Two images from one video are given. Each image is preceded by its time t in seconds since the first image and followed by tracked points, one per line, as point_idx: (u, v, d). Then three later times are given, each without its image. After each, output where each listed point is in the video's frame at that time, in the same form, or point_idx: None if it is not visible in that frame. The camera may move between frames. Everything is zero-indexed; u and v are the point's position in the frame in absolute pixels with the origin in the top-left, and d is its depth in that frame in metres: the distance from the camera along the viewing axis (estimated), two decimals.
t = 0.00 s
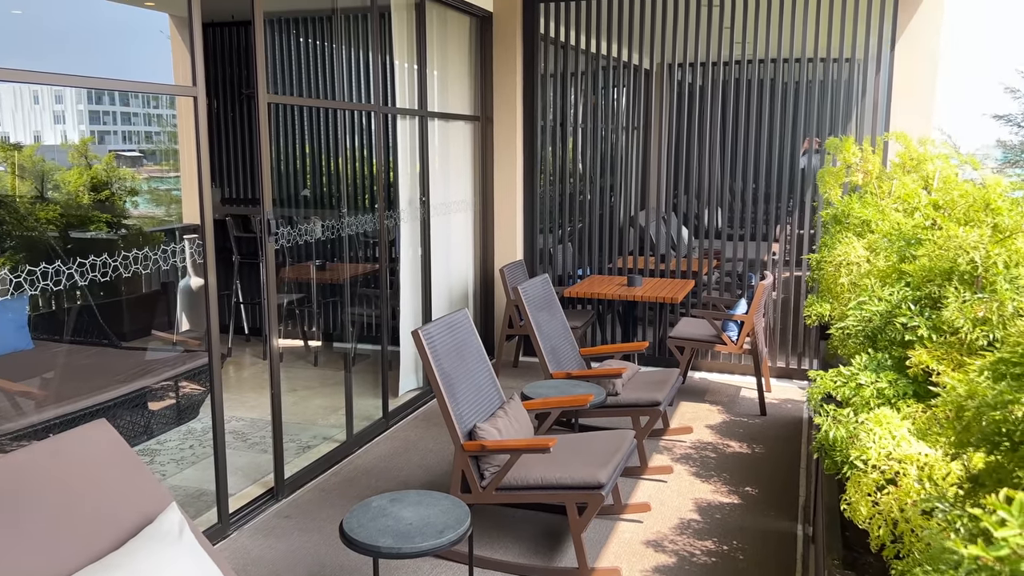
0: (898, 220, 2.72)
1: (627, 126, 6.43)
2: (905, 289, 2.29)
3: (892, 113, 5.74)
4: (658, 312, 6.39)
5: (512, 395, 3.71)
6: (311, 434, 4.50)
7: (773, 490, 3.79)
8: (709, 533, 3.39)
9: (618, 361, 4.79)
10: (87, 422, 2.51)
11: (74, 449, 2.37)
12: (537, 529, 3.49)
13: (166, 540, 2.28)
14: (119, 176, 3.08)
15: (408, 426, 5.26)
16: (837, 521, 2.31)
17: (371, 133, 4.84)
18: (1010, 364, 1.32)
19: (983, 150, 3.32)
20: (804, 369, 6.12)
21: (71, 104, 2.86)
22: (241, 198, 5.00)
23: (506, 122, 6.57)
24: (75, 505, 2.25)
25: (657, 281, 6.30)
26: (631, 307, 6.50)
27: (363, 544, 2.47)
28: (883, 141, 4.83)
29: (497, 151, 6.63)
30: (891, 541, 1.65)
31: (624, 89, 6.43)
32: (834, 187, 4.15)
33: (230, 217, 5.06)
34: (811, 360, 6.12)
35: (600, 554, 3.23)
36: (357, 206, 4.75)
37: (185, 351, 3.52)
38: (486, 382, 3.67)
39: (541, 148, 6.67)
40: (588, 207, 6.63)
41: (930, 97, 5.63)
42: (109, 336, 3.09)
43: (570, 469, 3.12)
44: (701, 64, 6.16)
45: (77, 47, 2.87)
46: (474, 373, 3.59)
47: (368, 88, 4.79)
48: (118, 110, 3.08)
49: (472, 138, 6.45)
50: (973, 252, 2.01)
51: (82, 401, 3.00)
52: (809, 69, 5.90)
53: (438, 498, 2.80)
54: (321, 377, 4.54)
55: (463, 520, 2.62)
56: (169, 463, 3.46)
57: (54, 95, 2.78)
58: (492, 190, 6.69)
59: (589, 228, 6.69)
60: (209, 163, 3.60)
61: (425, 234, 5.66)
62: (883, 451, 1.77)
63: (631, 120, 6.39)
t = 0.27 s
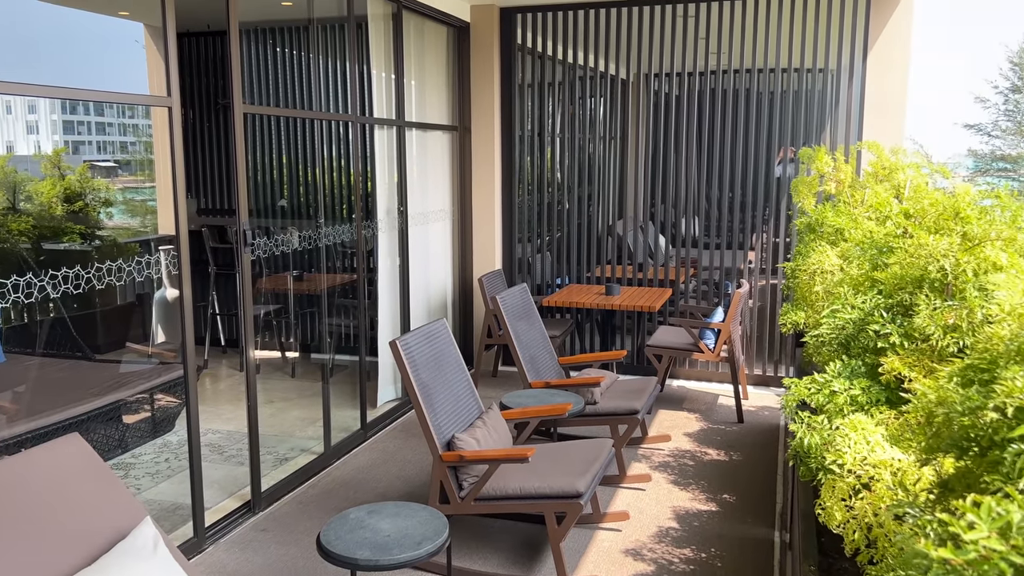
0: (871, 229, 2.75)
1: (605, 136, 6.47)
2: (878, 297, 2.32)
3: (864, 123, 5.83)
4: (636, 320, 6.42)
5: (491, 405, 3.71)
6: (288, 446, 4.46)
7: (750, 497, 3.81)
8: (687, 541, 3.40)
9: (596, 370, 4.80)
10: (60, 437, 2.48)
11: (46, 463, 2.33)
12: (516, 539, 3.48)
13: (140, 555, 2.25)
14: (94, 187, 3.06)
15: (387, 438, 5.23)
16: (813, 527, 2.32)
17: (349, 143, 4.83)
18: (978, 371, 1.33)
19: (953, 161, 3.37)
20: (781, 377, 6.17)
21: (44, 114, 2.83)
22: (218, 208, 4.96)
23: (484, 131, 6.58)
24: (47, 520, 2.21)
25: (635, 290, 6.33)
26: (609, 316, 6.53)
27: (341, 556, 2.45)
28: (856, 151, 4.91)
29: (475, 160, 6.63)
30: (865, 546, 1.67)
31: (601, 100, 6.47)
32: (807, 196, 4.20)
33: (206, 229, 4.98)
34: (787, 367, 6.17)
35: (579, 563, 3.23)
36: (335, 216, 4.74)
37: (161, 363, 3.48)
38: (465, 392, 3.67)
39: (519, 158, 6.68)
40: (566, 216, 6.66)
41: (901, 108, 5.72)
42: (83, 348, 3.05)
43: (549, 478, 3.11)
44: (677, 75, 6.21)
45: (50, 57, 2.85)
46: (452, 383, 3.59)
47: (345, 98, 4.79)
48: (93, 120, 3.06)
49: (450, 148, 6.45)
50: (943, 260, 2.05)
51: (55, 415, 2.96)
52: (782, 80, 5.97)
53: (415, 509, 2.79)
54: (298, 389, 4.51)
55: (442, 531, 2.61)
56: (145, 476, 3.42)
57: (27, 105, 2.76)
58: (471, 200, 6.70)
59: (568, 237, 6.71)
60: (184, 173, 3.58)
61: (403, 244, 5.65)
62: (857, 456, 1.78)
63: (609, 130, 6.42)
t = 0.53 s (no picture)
0: (842, 235, 2.78)
1: (582, 144, 6.50)
2: (849, 303, 2.34)
3: (837, 130, 5.91)
4: (613, 327, 6.44)
5: (469, 413, 3.70)
6: (265, 456, 4.42)
7: (727, 503, 3.83)
8: (664, 547, 3.41)
9: (574, 377, 4.80)
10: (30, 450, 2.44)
11: (15, 476, 2.30)
12: (494, 547, 3.47)
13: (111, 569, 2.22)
14: (66, 196, 3.02)
15: (364, 447, 5.20)
16: (790, 532, 2.34)
17: (324, 152, 4.81)
18: (946, 375, 1.35)
19: (922, 168, 3.42)
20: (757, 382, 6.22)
21: (16, 123, 2.80)
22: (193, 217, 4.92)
23: (460, 139, 6.58)
24: (18, 534, 2.18)
25: (612, 297, 6.35)
26: (586, 323, 6.55)
27: (316, 567, 2.43)
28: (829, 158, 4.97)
29: (452, 168, 6.64)
30: (839, 550, 1.68)
31: (576, 108, 6.49)
32: (780, 204, 4.24)
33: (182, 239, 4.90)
34: (763, 373, 6.22)
35: (557, 571, 3.22)
36: (311, 225, 4.72)
37: (134, 373, 3.44)
38: (442, 401, 3.66)
39: (496, 166, 6.69)
40: (544, 224, 6.68)
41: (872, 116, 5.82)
42: (55, 360, 3.01)
43: (526, 487, 3.11)
44: (652, 83, 6.26)
45: (22, 65, 2.81)
46: (430, 392, 3.58)
47: (321, 106, 4.77)
48: (66, 129, 3.02)
49: (427, 156, 6.44)
50: (912, 265, 2.08)
51: (26, 427, 2.92)
52: (756, 88, 6.03)
53: (392, 519, 2.78)
54: (275, 399, 4.47)
55: (419, 541, 2.60)
56: (118, 489, 3.39)
57: None
58: (448, 208, 6.69)
59: (545, 245, 6.73)
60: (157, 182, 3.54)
61: (380, 252, 5.63)
62: (830, 461, 1.80)
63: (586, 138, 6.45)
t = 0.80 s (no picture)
0: (813, 241, 2.82)
1: (558, 151, 6.52)
2: (819, 307, 2.36)
3: (809, 136, 6.00)
4: (590, 333, 6.46)
5: (445, 421, 3.69)
6: (239, 466, 4.37)
7: (703, 507, 3.85)
8: (641, 552, 3.42)
9: (550, 383, 4.81)
10: None
11: None
12: (471, 555, 3.46)
13: None
14: (36, 205, 2.98)
15: (339, 456, 5.17)
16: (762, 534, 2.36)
17: (298, 159, 4.79)
18: (913, 380, 1.37)
19: (892, 175, 3.48)
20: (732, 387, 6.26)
21: None
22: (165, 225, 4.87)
23: (436, 146, 6.57)
24: None
25: (589, 303, 6.37)
26: (563, 329, 6.56)
27: None
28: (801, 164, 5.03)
29: (428, 175, 6.63)
30: (811, 554, 1.70)
31: (551, 115, 6.51)
32: (752, 210, 4.29)
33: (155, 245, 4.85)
34: (738, 377, 6.27)
35: None
36: (285, 232, 4.69)
37: (106, 384, 3.39)
38: (418, 409, 3.65)
39: (471, 173, 6.69)
40: (520, 231, 6.69)
41: (842, 122, 5.93)
42: (24, 371, 2.96)
43: (502, 494, 3.11)
44: (626, 90, 6.30)
45: None
46: (405, 400, 3.56)
47: (295, 114, 4.75)
48: (37, 136, 2.98)
49: (402, 163, 6.43)
50: (879, 271, 2.12)
51: None
52: (729, 95, 6.09)
53: (367, 528, 2.76)
54: (249, 408, 4.43)
55: (394, 550, 2.59)
56: (89, 501, 3.35)
57: None
58: (424, 215, 6.68)
59: (521, 252, 6.74)
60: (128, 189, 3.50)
61: (355, 260, 5.60)
62: (801, 464, 1.82)
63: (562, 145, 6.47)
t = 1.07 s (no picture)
0: (781, 245, 2.84)
1: (531, 157, 6.53)
2: (788, 312, 2.38)
3: (778, 143, 6.05)
4: (564, 338, 6.47)
5: (418, 428, 3.68)
6: (210, 476, 4.32)
7: (677, 511, 3.86)
8: (615, 557, 3.42)
9: (525, 389, 4.81)
10: None
11: None
12: (444, 563, 3.44)
13: None
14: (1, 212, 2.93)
15: (312, 465, 5.12)
16: (734, 537, 2.38)
17: (268, 165, 4.75)
18: (878, 383, 1.39)
19: (861, 179, 3.52)
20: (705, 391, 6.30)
21: None
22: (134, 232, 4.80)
23: (409, 152, 6.55)
24: None
25: (562, 308, 6.38)
26: (537, 335, 6.57)
27: None
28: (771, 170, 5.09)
29: (401, 181, 6.61)
30: (780, 557, 1.72)
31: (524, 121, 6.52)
32: (722, 215, 4.32)
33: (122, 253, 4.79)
34: (711, 381, 6.31)
35: None
36: (256, 239, 4.65)
37: (73, 394, 3.33)
38: (391, 416, 3.63)
39: (445, 180, 6.67)
40: (494, 237, 6.69)
41: (812, 129, 5.95)
42: None
43: (475, 501, 3.09)
44: (599, 96, 6.33)
45: None
46: (377, 407, 3.54)
47: (265, 120, 4.72)
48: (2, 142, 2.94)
49: (375, 169, 6.40)
50: (845, 275, 2.14)
51: None
52: (700, 102, 6.15)
53: (339, 538, 2.74)
54: (220, 417, 4.38)
55: (366, 558, 2.57)
56: (55, 514, 3.31)
57: None
58: (397, 221, 6.65)
59: (495, 258, 6.74)
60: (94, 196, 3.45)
61: (327, 266, 5.57)
62: (771, 467, 1.83)
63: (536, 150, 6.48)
